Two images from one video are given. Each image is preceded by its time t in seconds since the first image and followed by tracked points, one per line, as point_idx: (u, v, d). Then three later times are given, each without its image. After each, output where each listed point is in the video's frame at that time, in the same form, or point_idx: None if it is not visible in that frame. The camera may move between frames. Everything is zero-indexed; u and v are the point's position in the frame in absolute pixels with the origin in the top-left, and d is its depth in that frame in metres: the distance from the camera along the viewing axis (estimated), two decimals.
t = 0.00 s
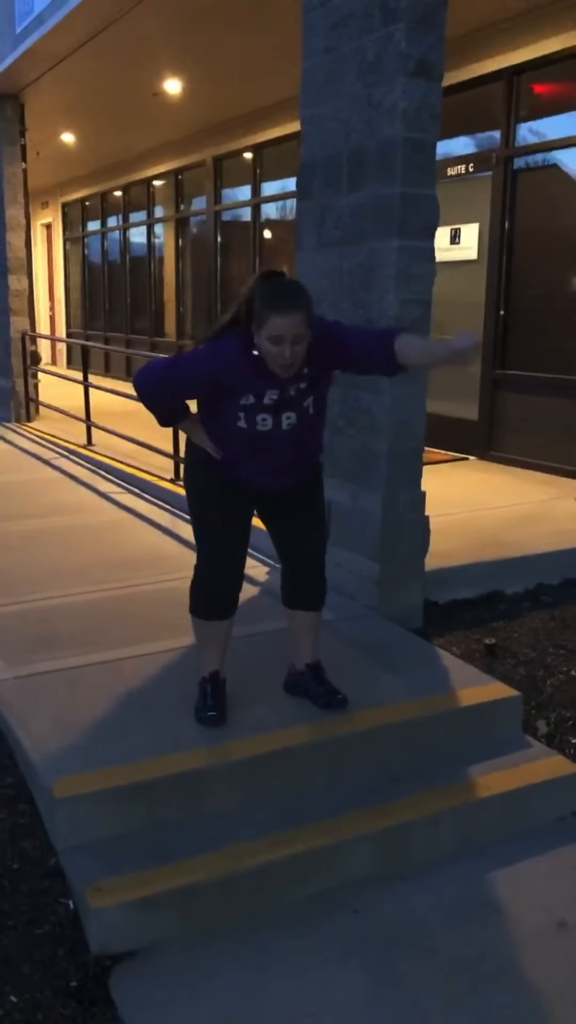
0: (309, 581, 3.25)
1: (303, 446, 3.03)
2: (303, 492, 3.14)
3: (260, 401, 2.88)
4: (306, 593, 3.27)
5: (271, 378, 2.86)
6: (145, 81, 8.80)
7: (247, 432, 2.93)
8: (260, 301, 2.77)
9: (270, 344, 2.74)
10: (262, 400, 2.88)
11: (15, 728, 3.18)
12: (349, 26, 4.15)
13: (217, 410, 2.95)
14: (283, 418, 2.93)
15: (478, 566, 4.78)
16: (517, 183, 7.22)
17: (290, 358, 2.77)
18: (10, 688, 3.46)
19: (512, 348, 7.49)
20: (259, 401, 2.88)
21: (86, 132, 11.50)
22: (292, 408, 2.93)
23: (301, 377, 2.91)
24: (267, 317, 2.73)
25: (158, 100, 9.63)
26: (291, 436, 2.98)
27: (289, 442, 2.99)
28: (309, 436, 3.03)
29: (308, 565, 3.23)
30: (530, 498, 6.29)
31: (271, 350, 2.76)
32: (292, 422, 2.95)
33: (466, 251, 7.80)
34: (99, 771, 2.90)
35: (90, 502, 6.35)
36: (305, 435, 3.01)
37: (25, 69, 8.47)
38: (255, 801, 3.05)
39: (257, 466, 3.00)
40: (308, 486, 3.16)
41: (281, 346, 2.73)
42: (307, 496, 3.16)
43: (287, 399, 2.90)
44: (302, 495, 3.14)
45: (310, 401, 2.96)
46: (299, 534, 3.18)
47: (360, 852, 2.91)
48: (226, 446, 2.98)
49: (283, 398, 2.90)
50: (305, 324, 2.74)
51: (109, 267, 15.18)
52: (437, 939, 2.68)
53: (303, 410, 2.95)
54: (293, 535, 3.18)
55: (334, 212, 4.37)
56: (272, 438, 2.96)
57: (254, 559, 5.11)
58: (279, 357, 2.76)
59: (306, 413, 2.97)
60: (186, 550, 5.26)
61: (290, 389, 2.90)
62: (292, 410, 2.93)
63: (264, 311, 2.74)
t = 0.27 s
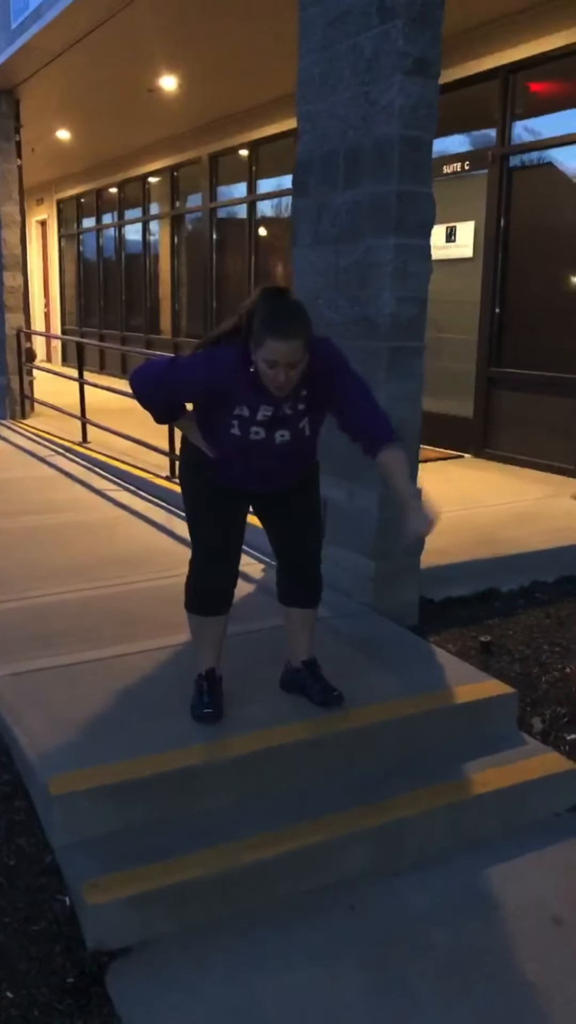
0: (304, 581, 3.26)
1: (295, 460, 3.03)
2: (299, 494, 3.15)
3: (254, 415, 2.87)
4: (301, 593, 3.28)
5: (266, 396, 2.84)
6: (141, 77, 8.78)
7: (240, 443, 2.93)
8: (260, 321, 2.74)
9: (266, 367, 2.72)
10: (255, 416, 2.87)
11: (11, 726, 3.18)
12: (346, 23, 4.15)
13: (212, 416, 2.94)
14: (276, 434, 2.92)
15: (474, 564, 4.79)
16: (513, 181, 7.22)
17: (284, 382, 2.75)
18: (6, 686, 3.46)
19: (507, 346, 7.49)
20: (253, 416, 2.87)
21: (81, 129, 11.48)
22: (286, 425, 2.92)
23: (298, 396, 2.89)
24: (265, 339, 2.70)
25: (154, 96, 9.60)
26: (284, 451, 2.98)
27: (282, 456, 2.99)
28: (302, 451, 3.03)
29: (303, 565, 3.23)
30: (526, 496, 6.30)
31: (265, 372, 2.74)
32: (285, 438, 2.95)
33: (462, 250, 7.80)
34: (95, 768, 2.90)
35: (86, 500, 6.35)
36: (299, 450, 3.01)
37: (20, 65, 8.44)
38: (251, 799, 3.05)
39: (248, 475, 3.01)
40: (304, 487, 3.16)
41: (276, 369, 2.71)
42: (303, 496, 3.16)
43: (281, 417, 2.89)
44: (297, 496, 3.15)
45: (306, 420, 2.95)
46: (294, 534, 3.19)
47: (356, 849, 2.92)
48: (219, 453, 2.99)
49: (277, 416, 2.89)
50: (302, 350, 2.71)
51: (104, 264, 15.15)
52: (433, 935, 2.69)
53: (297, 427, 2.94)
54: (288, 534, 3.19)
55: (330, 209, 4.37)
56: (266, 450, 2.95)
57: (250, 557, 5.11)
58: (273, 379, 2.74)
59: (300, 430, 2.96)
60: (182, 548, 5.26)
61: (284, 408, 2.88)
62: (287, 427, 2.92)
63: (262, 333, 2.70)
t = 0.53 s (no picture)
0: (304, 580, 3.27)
1: (290, 474, 3.07)
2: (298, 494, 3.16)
3: (251, 433, 2.90)
4: (300, 593, 3.29)
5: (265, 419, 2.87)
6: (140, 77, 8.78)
7: (235, 457, 2.97)
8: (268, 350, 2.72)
9: (266, 394, 2.73)
10: (252, 435, 2.90)
11: (10, 725, 3.18)
12: (346, 23, 4.15)
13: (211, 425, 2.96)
14: (271, 452, 2.96)
15: (472, 564, 4.80)
16: (512, 181, 7.23)
17: (281, 411, 2.77)
18: (6, 685, 3.47)
19: (506, 346, 7.50)
20: (250, 435, 2.91)
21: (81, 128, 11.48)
22: (283, 445, 2.95)
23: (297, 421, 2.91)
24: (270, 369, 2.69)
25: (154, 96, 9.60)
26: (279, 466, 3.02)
27: (276, 470, 3.03)
28: (297, 467, 3.07)
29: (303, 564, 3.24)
30: (525, 496, 6.31)
31: (265, 399, 2.76)
32: (281, 455, 2.99)
33: (461, 250, 7.80)
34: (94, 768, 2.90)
35: (85, 499, 6.35)
36: (294, 466, 3.06)
37: (20, 64, 8.44)
38: (250, 797, 3.06)
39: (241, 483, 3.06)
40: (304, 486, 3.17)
41: (276, 400, 2.72)
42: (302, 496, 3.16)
43: (279, 438, 2.92)
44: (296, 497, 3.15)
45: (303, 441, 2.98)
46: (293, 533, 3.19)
47: (354, 847, 2.93)
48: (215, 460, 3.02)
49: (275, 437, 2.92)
50: (304, 383, 2.71)
51: (104, 263, 15.15)
52: (432, 934, 2.69)
53: (293, 447, 2.98)
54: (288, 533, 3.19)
55: (330, 209, 4.38)
56: (260, 465, 3.00)
57: (249, 557, 5.12)
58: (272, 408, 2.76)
59: (296, 450, 2.99)
60: (181, 547, 5.27)
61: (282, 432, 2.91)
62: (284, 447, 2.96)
63: (268, 362, 2.69)
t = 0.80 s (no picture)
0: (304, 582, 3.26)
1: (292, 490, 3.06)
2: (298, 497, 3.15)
3: (258, 443, 2.90)
4: (301, 595, 3.28)
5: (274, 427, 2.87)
6: (139, 78, 8.79)
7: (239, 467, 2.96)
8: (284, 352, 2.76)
9: (279, 395, 2.74)
10: (260, 445, 2.90)
11: (9, 724, 3.18)
12: (345, 24, 4.16)
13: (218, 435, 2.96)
14: (276, 466, 2.95)
15: (471, 564, 4.80)
16: (511, 182, 7.25)
17: (292, 413, 2.77)
18: (5, 685, 3.47)
19: (505, 346, 7.51)
20: (256, 445, 2.90)
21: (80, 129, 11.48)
22: (289, 458, 2.95)
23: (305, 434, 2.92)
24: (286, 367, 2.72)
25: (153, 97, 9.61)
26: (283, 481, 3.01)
27: (279, 485, 3.02)
28: (299, 484, 3.06)
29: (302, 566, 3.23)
30: (524, 496, 6.32)
31: (277, 400, 2.76)
32: (286, 470, 2.98)
33: (460, 251, 7.81)
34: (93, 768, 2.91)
35: (84, 499, 6.35)
36: (298, 481, 3.05)
37: (19, 65, 8.45)
38: (249, 797, 3.07)
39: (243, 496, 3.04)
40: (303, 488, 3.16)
41: (289, 400, 2.72)
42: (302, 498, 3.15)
43: (286, 449, 2.92)
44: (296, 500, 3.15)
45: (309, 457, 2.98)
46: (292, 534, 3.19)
47: (353, 846, 2.93)
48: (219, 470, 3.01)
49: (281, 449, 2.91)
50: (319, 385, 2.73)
51: (103, 264, 15.15)
52: (430, 933, 2.70)
53: (298, 462, 2.97)
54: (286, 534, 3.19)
55: (329, 210, 4.38)
56: (264, 479, 2.98)
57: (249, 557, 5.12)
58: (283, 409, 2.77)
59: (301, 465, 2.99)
60: (180, 547, 5.27)
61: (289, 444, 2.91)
62: (289, 461, 2.95)
63: (285, 361, 2.72)
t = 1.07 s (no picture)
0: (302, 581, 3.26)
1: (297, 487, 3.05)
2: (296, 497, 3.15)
3: (265, 435, 2.89)
4: (300, 595, 3.28)
5: (281, 415, 2.87)
6: (138, 78, 8.79)
7: (246, 463, 2.94)
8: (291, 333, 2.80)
9: (288, 373, 2.77)
10: (267, 435, 2.89)
11: (6, 725, 3.18)
12: (343, 25, 4.16)
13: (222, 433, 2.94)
14: (283, 459, 2.94)
15: (469, 565, 4.81)
16: (509, 183, 7.25)
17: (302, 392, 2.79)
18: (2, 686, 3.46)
19: (503, 347, 7.52)
20: (264, 436, 2.89)
21: (78, 130, 11.48)
22: (296, 451, 2.94)
23: (312, 425, 2.92)
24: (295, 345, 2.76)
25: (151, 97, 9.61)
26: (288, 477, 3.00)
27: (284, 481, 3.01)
28: (304, 481, 3.05)
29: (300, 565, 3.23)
30: (522, 497, 6.32)
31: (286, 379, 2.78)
32: (293, 465, 2.97)
33: (458, 252, 7.81)
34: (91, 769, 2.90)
35: (82, 500, 6.35)
36: (303, 479, 3.04)
37: (17, 66, 8.45)
38: (246, 798, 3.07)
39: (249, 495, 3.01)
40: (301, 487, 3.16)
41: (299, 376, 2.75)
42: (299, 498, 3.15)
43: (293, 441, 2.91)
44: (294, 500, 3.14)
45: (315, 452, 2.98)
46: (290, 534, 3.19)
47: (351, 847, 2.93)
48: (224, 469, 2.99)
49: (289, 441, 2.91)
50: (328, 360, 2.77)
51: (101, 265, 15.15)
52: (428, 934, 2.70)
53: (305, 456, 2.97)
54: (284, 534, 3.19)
55: (327, 211, 4.38)
56: (270, 474, 2.97)
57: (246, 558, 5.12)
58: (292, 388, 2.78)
59: (307, 459, 2.98)
60: (178, 548, 5.27)
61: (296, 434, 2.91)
62: (296, 454, 2.95)
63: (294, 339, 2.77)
